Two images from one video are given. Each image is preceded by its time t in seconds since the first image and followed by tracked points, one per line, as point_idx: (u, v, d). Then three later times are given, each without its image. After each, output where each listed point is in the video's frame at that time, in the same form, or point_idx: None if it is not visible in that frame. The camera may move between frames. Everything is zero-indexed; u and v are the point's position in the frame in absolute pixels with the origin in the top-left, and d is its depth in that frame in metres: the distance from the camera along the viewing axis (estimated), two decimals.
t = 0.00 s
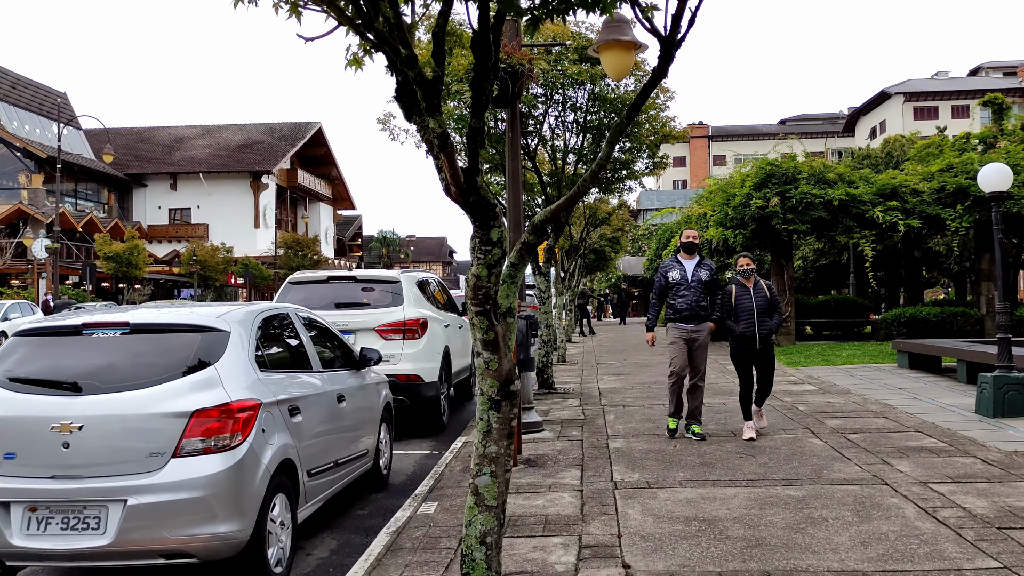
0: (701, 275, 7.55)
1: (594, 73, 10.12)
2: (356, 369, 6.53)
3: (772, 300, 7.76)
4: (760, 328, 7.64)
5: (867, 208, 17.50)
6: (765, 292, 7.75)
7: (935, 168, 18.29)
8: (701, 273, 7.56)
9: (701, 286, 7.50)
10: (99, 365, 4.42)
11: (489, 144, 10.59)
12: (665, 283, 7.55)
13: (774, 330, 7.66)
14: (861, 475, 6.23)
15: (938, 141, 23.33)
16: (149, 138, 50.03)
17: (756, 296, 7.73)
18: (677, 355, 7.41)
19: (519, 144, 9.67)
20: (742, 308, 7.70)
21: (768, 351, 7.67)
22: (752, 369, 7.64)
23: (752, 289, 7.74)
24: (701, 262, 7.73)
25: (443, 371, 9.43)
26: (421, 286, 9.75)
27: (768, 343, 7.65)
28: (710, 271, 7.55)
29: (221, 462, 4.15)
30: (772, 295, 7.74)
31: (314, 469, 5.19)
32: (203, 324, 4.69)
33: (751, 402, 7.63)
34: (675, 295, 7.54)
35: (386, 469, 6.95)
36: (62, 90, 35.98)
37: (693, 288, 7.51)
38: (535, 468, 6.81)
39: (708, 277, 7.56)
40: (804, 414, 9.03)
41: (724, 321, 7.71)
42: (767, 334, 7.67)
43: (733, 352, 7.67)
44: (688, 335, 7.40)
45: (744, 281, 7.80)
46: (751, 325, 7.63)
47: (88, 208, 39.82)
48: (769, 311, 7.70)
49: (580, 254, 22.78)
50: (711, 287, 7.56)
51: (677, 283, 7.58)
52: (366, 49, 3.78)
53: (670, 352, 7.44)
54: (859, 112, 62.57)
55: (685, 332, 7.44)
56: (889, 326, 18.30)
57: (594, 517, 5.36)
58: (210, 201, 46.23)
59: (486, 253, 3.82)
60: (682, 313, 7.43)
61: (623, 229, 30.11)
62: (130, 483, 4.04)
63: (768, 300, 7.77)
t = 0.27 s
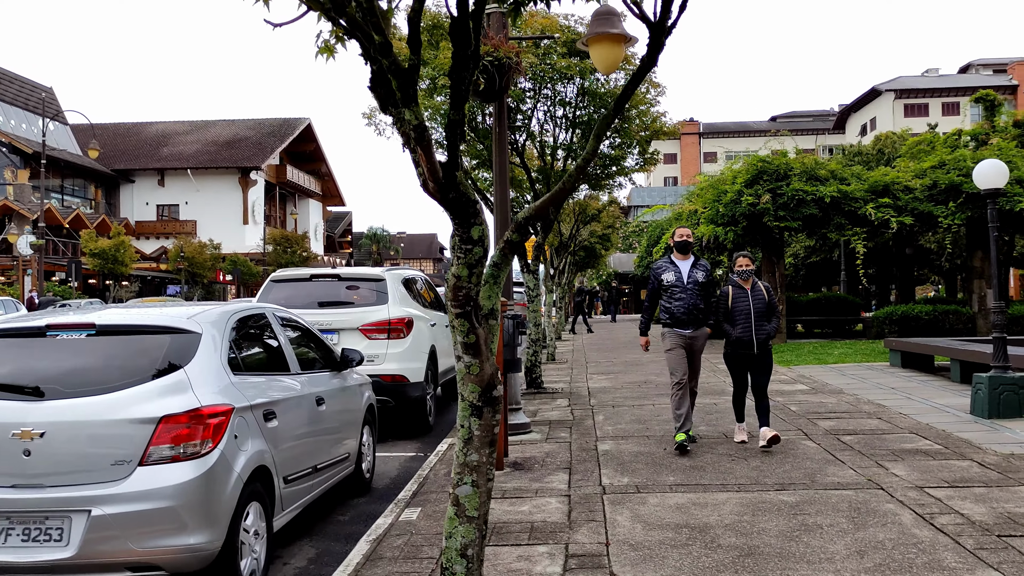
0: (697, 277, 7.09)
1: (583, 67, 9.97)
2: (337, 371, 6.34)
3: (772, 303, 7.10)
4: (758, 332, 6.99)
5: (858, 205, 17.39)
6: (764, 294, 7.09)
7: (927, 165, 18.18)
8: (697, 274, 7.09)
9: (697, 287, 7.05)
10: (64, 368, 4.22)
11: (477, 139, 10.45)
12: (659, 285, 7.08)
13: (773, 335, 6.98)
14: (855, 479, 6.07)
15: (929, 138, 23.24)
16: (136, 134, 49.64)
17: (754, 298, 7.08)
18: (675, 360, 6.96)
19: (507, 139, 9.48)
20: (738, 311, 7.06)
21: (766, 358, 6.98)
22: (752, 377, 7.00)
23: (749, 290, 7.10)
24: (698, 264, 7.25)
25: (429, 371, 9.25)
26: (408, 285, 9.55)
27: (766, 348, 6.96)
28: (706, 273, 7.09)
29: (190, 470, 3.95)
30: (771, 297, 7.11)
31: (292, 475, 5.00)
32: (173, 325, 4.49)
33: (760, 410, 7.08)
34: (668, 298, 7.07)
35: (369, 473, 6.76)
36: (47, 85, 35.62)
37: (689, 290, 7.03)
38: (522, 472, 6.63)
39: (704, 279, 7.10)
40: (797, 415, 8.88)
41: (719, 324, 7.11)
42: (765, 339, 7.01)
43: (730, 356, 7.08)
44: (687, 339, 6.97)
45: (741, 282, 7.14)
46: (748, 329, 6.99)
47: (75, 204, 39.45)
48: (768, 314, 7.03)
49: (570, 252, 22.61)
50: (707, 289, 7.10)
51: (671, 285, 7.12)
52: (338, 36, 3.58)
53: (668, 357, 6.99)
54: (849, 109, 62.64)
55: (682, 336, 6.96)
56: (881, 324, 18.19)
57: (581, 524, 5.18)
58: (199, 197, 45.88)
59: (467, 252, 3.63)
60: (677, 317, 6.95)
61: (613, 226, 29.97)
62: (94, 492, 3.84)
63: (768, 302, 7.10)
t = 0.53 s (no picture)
0: (694, 273, 6.75)
1: (573, 62, 9.84)
2: (320, 371, 6.19)
3: (775, 302, 6.82)
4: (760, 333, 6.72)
5: (849, 204, 17.33)
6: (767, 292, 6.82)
7: (918, 164, 18.12)
8: (692, 271, 6.75)
9: (692, 285, 6.71)
10: (31, 368, 4.06)
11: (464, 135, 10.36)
12: (653, 284, 6.71)
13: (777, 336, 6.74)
14: (849, 481, 5.96)
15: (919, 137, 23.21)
16: (123, 131, 49.27)
17: (756, 297, 6.80)
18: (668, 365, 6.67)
19: (496, 135, 9.35)
20: (740, 311, 6.79)
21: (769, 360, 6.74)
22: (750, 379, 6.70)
23: (752, 289, 6.81)
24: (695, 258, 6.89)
25: (416, 370, 9.10)
26: (395, 284, 9.40)
27: (770, 350, 6.71)
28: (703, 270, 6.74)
29: (163, 474, 3.80)
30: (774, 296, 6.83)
31: (270, 478, 4.86)
32: (146, 324, 4.34)
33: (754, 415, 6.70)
34: (662, 296, 6.74)
35: (353, 475, 6.61)
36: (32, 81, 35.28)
37: (685, 288, 6.70)
38: (509, 474, 6.49)
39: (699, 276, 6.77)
40: (789, 416, 8.76)
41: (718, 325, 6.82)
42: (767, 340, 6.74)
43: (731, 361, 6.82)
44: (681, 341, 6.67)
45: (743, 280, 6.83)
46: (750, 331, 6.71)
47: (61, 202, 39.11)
48: (771, 315, 6.76)
49: (560, 251, 22.49)
50: (703, 287, 6.78)
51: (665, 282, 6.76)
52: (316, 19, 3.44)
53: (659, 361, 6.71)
54: (838, 110, 62.81)
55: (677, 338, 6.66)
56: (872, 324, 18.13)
57: (570, 528, 5.05)
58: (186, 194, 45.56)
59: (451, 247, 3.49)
60: (672, 318, 6.63)
61: (604, 225, 29.88)
62: (61, 498, 3.68)
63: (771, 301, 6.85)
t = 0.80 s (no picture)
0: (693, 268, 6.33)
1: (562, 53, 9.64)
2: (301, 369, 5.99)
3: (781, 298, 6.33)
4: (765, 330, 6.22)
5: (838, 200, 17.21)
6: (772, 289, 6.34)
7: (907, 160, 18.03)
8: (688, 265, 6.35)
9: (689, 280, 6.31)
10: None
11: (451, 126, 10.16)
12: (647, 277, 6.36)
13: (784, 335, 6.22)
14: (846, 482, 5.80)
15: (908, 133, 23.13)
16: (106, 125, 48.75)
17: (761, 293, 6.31)
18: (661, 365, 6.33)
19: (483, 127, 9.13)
20: (743, 308, 6.29)
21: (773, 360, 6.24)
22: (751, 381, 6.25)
23: (755, 284, 6.33)
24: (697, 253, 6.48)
25: (401, 368, 8.89)
26: (380, 280, 9.19)
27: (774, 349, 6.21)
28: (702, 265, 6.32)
29: (131, 480, 3.59)
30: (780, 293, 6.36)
31: (247, 482, 4.67)
32: (114, 322, 4.13)
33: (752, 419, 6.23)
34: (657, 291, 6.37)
35: (335, 476, 6.41)
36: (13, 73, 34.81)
37: (680, 283, 6.30)
38: (496, 476, 6.30)
39: (696, 271, 6.36)
40: (781, 413, 8.60)
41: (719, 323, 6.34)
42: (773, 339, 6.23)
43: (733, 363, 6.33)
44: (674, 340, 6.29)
45: (746, 276, 6.36)
46: (752, 329, 6.21)
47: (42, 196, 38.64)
48: (776, 312, 6.25)
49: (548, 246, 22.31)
50: (702, 282, 6.36)
51: (661, 277, 6.39)
52: None
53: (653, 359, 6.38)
54: (824, 106, 62.92)
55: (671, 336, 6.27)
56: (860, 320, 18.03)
57: (559, 533, 4.86)
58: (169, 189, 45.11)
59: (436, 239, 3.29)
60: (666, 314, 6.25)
61: (592, 221, 29.73)
62: (22, 505, 3.46)
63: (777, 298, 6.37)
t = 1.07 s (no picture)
0: (701, 269, 5.91)
1: (550, 49, 9.48)
2: (282, 374, 5.79)
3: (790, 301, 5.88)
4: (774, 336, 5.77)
5: (827, 199, 17.11)
6: (779, 291, 5.89)
7: (895, 158, 17.96)
8: (696, 266, 5.93)
9: (695, 282, 5.89)
10: None
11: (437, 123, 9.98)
12: (652, 279, 5.95)
13: (793, 341, 5.76)
14: (843, 488, 5.65)
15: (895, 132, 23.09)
16: (88, 122, 48.23)
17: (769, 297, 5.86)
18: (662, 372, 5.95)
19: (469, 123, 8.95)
20: (750, 312, 5.83)
21: (782, 369, 5.78)
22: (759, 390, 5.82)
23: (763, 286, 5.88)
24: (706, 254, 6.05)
25: (386, 369, 8.70)
26: (365, 280, 8.99)
27: (782, 357, 5.76)
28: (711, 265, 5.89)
29: (100, 493, 3.39)
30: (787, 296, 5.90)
31: (224, 493, 4.48)
32: (82, 326, 3.92)
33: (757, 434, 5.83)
34: (661, 293, 5.96)
35: (318, 483, 6.22)
36: None
37: (687, 285, 5.88)
38: (485, 483, 6.10)
39: (705, 273, 5.94)
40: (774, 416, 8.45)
41: (725, 328, 5.89)
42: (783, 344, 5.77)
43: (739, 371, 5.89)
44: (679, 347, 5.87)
45: (753, 279, 5.90)
46: (759, 335, 5.75)
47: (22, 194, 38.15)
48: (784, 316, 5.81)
49: (534, 245, 22.15)
50: (709, 285, 5.94)
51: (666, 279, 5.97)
52: None
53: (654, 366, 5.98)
54: (809, 106, 63.12)
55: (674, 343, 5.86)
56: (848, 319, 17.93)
57: (551, 543, 4.68)
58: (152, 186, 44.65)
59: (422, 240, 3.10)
60: (670, 319, 5.85)
61: (578, 220, 29.60)
62: None
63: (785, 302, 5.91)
